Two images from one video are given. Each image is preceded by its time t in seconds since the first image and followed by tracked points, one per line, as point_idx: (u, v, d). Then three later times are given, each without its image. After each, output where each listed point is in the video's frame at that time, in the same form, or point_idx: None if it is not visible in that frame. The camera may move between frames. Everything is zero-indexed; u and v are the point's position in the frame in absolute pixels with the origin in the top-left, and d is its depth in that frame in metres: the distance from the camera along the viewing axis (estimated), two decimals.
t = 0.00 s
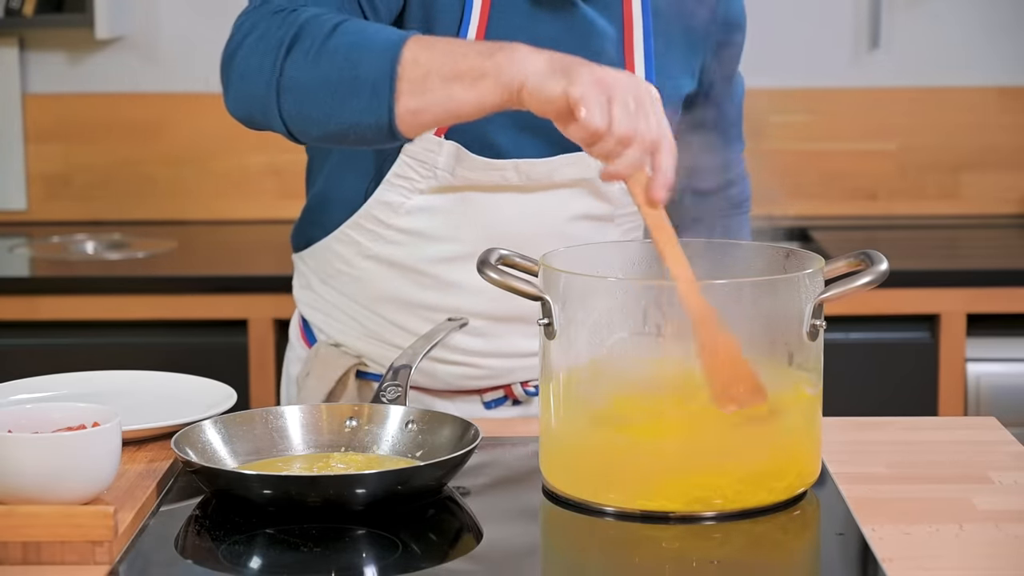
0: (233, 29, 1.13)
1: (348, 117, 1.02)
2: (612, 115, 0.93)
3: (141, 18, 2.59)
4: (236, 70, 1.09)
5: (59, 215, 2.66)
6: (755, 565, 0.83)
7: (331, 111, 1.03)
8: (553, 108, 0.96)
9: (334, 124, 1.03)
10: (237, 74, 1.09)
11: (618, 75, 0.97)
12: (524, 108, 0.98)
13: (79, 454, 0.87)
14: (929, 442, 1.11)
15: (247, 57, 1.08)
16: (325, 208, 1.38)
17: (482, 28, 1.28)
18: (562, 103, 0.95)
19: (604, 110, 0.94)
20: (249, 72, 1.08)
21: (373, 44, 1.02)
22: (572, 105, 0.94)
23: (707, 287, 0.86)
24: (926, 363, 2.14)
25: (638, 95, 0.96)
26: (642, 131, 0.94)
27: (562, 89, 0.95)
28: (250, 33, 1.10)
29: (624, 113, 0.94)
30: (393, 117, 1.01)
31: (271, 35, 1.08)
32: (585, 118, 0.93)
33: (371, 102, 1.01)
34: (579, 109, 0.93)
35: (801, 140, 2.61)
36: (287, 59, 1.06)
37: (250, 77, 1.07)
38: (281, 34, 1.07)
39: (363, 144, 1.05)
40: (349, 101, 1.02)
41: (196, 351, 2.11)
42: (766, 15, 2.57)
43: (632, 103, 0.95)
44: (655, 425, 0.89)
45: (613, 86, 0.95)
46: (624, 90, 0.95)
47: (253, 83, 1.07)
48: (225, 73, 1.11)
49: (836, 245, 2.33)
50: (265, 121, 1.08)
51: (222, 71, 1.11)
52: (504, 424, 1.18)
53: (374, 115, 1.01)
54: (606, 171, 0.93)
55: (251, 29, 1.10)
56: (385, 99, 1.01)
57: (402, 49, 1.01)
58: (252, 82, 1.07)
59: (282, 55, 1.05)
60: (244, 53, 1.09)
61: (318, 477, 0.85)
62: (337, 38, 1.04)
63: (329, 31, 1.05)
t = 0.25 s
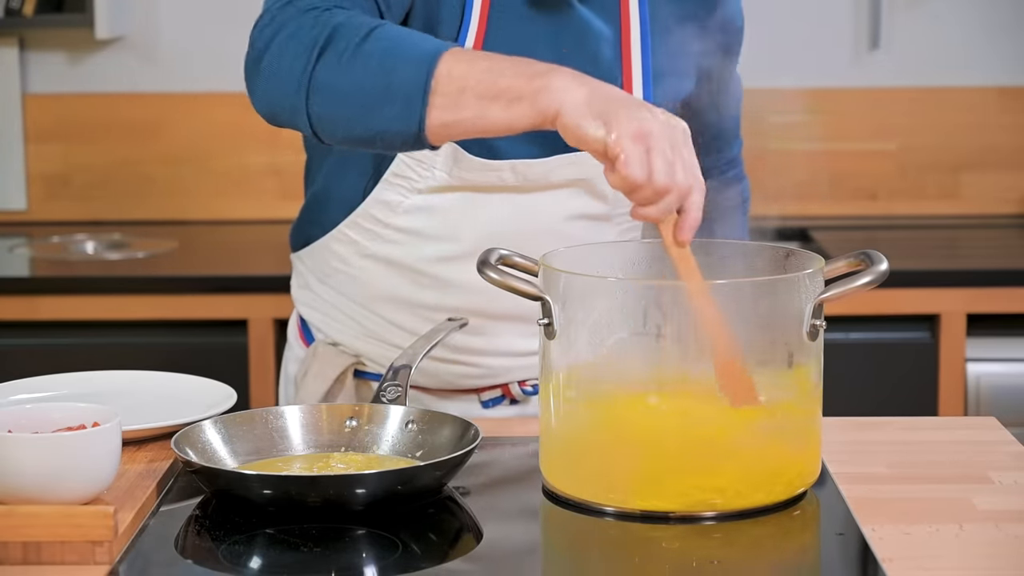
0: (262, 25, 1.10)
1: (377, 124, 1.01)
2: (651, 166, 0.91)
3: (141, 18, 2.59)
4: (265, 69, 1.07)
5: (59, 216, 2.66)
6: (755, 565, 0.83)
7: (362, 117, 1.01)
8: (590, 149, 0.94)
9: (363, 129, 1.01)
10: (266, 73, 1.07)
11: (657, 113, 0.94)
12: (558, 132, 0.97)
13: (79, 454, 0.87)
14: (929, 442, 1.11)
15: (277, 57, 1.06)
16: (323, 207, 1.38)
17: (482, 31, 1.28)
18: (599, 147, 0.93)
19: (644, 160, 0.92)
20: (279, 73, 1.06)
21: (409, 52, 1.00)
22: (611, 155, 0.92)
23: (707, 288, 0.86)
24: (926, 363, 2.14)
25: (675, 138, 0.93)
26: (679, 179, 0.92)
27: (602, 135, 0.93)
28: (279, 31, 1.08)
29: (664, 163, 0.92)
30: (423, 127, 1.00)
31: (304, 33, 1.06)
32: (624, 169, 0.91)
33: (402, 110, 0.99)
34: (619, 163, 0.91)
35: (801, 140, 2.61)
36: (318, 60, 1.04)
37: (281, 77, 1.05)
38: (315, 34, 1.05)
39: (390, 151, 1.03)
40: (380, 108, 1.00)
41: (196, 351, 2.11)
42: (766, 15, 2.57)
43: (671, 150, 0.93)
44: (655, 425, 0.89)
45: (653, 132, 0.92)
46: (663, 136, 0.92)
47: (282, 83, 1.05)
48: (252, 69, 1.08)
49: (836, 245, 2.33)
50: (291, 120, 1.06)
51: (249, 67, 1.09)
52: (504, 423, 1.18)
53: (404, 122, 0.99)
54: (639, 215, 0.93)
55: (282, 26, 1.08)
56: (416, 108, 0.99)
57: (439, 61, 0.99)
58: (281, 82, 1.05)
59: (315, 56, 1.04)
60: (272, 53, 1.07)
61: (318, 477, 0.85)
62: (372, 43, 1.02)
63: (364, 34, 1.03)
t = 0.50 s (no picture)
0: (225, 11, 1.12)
1: (345, 93, 1.02)
2: (612, 111, 0.91)
3: (141, 17, 2.59)
4: (230, 53, 1.08)
5: (59, 216, 2.66)
6: (756, 565, 0.83)
7: (328, 89, 1.03)
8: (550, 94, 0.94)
9: (330, 102, 1.03)
10: (231, 56, 1.08)
11: (620, 59, 0.94)
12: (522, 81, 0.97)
13: (78, 455, 0.87)
14: (930, 442, 1.11)
15: (243, 38, 1.07)
16: (324, 205, 1.38)
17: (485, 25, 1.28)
18: (561, 93, 0.93)
19: (605, 105, 0.91)
20: (244, 54, 1.07)
21: (367, 20, 1.02)
22: (572, 100, 0.92)
23: (708, 288, 0.86)
24: (926, 363, 2.14)
25: (638, 83, 0.93)
26: (640, 124, 0.92)
27: (562, 80, 0.93)
28: (240, 17, 1.09)
29: (625, 108, 0.91)
30: (389, 92, 1.01)
31: (263, 15, 1.07)
32: (584, 115, 0.91)
33: (368, 77, 1.01)
34: (580, 108, 0.91)
35: (802, 140, 2.61)
36: (280, 41, 1.05)
37: (245, 59, 1.06)
38: (273, 16, 1.06)
39: (357, 121, 1.05)
40: (346, 78, 1.02)
41: (196, 351, 2.11)
42: (766, 15, 2.57)
43: (632, 94, 0.92)
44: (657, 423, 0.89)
45: (615, 78, 0.92)
46: (625, 82, 0.92)
47: (245, 66, 1.06)
48: (219, 55, 1.10)
49: (836, 245, 2.33)
50: (258, 102, 1.07)
51: (215, 52, 1.11)
52: (504, 423, 1.18)
53: (371, 89, 1.01)
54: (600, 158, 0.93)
55: (245, 8, 1.09)
56: (381, 73, 1.01)
57: (395, 23, 1.01)
58: (244, 65, 1.07)
59: (277, 37, 1.05)
60: (237, 34, 1.08)
61: (318, 478, 0.85)
62: (332, 14, 1.04)
63: (323, 8, 1.04)
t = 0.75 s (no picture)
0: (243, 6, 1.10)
1: (343, 113, 1.01)
2: (596, 158, 0.90)
3: (141, 17, 2.59)
4: (241, 55, 1.07)
5: (59, 215, 2.66)
6: (756, 565, 0.83)
7: (327, 105, 1.02)
8: (540, 140, 0.93)
9: (328, 119, 1.02)
10: (242, 58, 1.07)
11: (610, 109, 0.94)
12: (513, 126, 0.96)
13: (79, 455, 0.87)
14: (930, 442, 1.11)
15: (252, 42, 1.07)
16: (321, 204, 1.38)
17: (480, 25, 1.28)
18: (548, 136, 0.92)
19: (590, 150, 0.91)
20: (252, 57, 1.06)
21: (375, 42, 1.01)
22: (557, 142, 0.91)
23: (709, 288, 0.86)
24: (926, 363, 2.14)
25: (624, 133, 0.93)
26: (625, 175, 0.91)
27: (550, 123, 0.92)
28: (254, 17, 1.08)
29: (610, 156, 0.91)
30: (385, 118, 1.00)
31: (276, 20, 1.06)
32: (569, 158, 0.90)
33: (366, 101, 1.00)
34: (564, 151, 0.90)
35: (802, 140, 2.61)
36: (289, 48, 1.04)
37: (253, 61, 1.06)
38: (286, 22, 1.05)
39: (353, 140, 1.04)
40: (345, 98, 1.01)
41: (195, 351, 2.11)
42: (766, 15, 2.57)
43: (618, 143, 0.92)
44: (659, 424, 0.89)
45: (601, 124, 0.92)
46: (610, 129, 0.92)
47: (253, 68, 1.06)
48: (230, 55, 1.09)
49: (836, 245, 2.33)
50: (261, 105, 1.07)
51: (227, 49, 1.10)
52: (503, 423, 1.18)
53: (367, 113, 1.00)
54: (587, 207, 0.91)
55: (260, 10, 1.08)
56: (379, 98, 0.99)
57: (402, 52, 1.00)
58: (253, 68, 1.06)
59: (285, 44, 1.04)
60: (247, 38, 1.07)
61: (318, 478, 0.85)
62: (341, 33, 1.03)
63: (334, 24, 1.04)
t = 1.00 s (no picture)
0: None
1: (321, 105, 1.02)
2: (574, 163, 0.91)
3: (141, 17, 2.59)
4: (218, 48, 1.08)
5: (59, 216, 2.66)
6: (757, 565, 0.83)
7: (305, 98, 1.03)
8: (519, 138, 0.95)
9: (305, 112, 1.03)
10: (219, 51, 1.08)
11: (592, 111, 0.94)
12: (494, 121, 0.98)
13: (79, 455, 0.87)
14: (931, 442, 1.11)
15: (230, 35, 1.07)
16: (322, 204, 1.37)
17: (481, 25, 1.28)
18: (528, 137, 0.94)
19: (568, 157, 0.91)
20: (230, 50, 1.07)
21: (354, 35, 1.02)
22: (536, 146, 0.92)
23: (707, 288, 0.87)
24: (926, 363, 2.14)
25: (604, 136, 0.93)
26: (601, 180, 0.91)
27: (531, 125, 0.93)
28: (233, 10, 1.09)
29: (587, 162, 0.91)
30: (364, 111, 1.01)
31: (254, 14, 1.07)
32: (547, 162, 0.91)
33: (345, 93, 1.01)
34: (542, 155, 0.91)
35: (802, 140, 2.61)
36: (266, 41, 1.05)
37: (231, 55, 1.07)
38: (263, 16, 1.06)
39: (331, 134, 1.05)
40: (324, 91, 1.02)
41: (195, 351, 2.11)
42: (766, 15, 2.57)
43: (597, 147, 0.92)
44: (658, 426, 0.89)
45: (581, 129, 0.92)
46: (591, 134, 0.92)
47: (230, 62, 1.07)
48: (207, 47, 1.09)
49: (836, 245, 2.33)
50: (239, 100, 1.08)
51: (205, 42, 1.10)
52: (503, 423, 1.18)
53: (346, 105, 1.01)
54: (560, 207, 0.92)
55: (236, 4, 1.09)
56: (358, 91, 1.00)
57: (381, 45, 1.01)
58: (230, 62, 1.07)
59: (263, 37, 1.05)
60: (225, 30, 1.08)
61: (318, 478, 0.85)
62: (320, 26, 1.04)
63: (312, 17, 1.04)
